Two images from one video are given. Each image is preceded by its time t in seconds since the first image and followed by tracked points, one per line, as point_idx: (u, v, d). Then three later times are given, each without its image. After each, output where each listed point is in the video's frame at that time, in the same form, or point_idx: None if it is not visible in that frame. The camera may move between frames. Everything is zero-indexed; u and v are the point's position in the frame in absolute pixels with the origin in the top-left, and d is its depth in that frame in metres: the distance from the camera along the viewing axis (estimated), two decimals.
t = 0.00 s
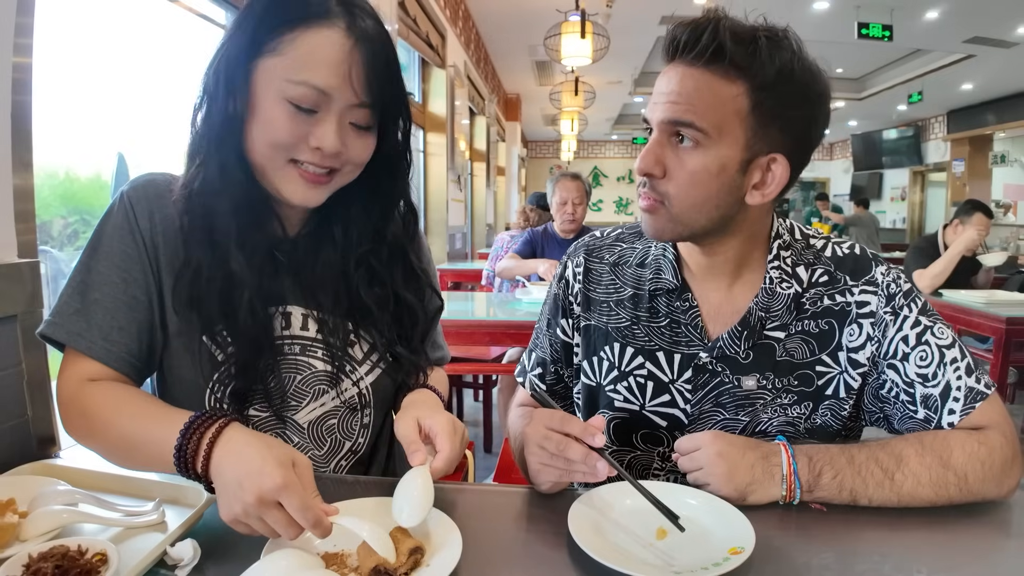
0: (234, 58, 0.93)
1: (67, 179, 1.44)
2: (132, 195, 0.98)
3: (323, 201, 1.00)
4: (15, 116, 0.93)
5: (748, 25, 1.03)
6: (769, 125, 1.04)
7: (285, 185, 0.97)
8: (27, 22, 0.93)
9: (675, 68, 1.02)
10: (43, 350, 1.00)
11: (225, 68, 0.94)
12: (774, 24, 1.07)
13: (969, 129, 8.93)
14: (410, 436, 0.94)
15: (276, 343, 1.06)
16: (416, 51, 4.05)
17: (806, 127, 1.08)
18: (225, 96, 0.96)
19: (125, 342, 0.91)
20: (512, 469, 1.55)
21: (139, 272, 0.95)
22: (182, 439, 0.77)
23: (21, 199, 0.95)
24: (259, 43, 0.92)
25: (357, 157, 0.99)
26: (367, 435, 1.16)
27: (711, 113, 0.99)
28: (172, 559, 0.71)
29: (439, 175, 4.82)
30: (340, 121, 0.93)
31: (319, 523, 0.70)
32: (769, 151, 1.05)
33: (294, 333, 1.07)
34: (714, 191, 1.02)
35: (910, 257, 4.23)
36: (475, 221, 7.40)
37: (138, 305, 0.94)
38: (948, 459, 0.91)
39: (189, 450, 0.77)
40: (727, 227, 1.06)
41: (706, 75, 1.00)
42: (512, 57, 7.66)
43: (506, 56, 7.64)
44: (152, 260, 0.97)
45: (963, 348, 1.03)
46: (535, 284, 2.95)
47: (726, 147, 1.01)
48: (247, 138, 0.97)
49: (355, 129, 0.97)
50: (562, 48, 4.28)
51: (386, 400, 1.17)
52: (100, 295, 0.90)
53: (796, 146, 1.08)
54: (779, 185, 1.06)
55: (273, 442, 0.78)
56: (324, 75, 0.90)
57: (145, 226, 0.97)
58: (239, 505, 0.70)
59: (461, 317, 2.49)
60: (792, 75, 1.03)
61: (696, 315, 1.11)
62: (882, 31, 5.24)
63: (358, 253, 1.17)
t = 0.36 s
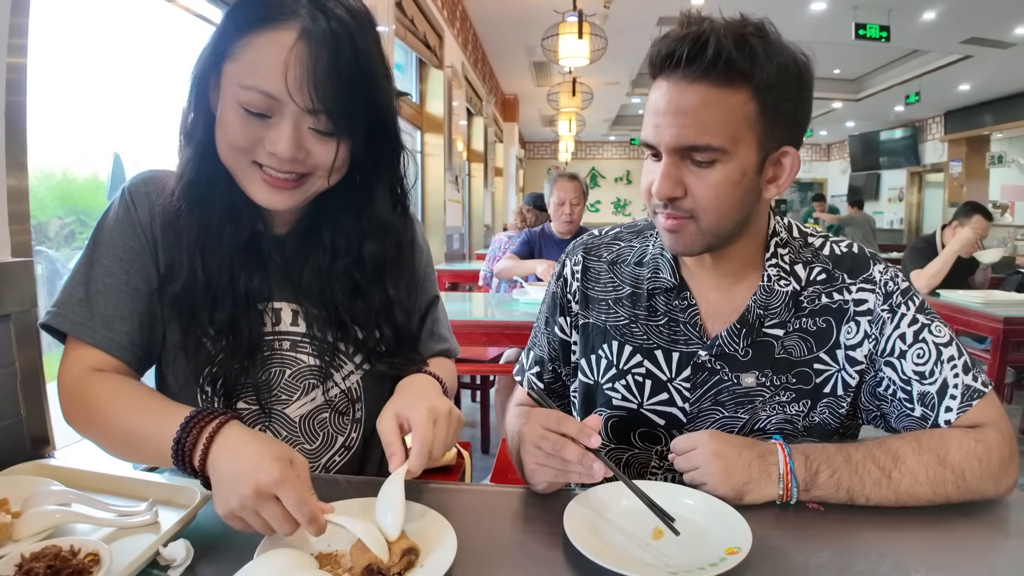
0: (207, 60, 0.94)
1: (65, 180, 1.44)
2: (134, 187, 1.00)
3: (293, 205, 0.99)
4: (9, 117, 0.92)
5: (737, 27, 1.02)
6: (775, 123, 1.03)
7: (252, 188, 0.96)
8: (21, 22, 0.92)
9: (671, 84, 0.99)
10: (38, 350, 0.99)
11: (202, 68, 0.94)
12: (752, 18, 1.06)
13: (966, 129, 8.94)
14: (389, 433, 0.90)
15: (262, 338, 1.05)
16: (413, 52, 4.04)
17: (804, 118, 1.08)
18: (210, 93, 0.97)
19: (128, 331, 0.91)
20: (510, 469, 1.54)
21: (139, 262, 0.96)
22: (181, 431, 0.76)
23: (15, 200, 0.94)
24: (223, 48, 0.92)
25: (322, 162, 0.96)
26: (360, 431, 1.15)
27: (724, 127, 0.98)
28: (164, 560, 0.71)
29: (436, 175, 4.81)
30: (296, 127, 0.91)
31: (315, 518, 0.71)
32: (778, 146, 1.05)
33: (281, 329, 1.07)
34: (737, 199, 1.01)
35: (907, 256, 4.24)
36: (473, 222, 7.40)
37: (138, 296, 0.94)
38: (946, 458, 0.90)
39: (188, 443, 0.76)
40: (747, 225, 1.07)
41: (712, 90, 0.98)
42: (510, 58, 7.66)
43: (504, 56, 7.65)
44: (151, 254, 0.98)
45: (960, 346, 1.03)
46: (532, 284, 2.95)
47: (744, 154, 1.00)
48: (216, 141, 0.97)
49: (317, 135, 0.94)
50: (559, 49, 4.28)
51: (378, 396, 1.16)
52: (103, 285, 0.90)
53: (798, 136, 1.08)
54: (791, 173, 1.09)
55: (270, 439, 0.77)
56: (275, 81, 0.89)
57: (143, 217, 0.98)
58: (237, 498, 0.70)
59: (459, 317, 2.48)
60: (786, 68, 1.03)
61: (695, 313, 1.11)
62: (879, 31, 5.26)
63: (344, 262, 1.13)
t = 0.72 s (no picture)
0: (206, 58, 0.93)
1: (63, 181, 1.44)
2: (133, 189, 0.99)
3: (298, 203, 0.99)
4: (7, 117, 0.92)
5: (731, 28, 1.02)
6: (773, 124, 1.04)
7: (256, 187, 0.96)
8: (19, 22, 0.92)
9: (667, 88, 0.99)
10: (35, 351, 0.99)
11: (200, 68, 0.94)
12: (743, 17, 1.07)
13: (964, 130, 8.96)
14: (383, 437, 0.89)
15: (266, 339, 1.05)
16: (412, 52, 4.04)
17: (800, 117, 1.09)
18: (209, 96, 0.97)
19: (122, 335, 0.91)
20: (508, 470, 1.54)
21: (137, 264, 0.95)
22: (171, 431, 0.77)
23: (12, 201, 0.93)
24: (223, 49, 0.92)
25: (327, 160, 0.96)
26: (363, 432, 1.15)
27: (721, 132, 0.98)
28: (163, 560, 0.70)
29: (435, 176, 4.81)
30: (301, 126, 0.91)
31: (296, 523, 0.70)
32: (776, 147, 1.05)
33: (284, 330, 1.07)
34: (736, 202, 1.01)
35: (906, 257, 4.25)
36: (472, 223, 7.40)
37: (136, 298, 0.94)
38: (945, 459, 0.90)
39: (178, 446, 0.76)
40: (747, 227, 1.07)
41: (709, 94, 0.97)
42: (509, 59, 7.67)
43: (503, 57, 7.65)
44: (151, 256, 0.98)
45: (959, 346, 1.03)
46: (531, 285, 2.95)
47: (742, 157, 1.00)
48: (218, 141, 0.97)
49: (322, 133, 0.94)
50: (558, 50, 4.27)
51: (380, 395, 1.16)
52: (99, 289, 0.90)
53: (793, 134, 1.08)
54: (789, 173, 1.09)
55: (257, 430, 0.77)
56: (280, 81, 0.89)
57: (140, 218, 0.97)
58: (231, 493, 0.70)
59: (457, 318, 2.48)
60: (781, 68, 1.03)
61: (691, 316, 1.11)
62: (878, 32, 5.27)
63: (346, 258, 1.13)
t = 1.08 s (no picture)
0: (220, 65, 0.94)
1: (62, 182, 1.44)
2: (139, 189, 0.99)
3: (310, 205, 0.99)
4: (7, 118, 0.92)
5: (729, 31, 1.02)
6: (771, 126, 1.04)
7: (268, 188, 0.96)
8: (19, 23, 0.92)
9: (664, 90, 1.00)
10: (35, 352, 0.99)
11: (214, 74, 0.95)
12: (741, 20, 1.07)
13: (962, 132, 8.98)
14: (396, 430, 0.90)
15: (273, 336, 1.06)
16: (411, 54, 4.05)
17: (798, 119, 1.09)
18: (223, 101, 0.97)
19: (128, 331, 0.91)
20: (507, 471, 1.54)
21: (144, 263, 0.95)
22: (180, 430, 0.76)
23: (12, 202, 0.93)
24: (237, 53, 0.92)
25: (340, 161, 0.97)
26: (365, 432, 1.15)
27: (720, 134, 0.98)
28: (163, 561, 0.70)
29: (434, 177, 4.82)
30: (315, 127, 0.91)
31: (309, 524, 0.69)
32: (774, 150, 1.05)
33: (291, 327, 1.08)
34: (734, 204, 1.02)
35: (904, 257, 4.27)
36: (470, 224, 7.41)
37: (141, 296, 0.93)
38: (944, 460, 0.91)
39: (187, 441, 0.76)
40: (745, 229, 1.07)
41: (707, 96, 0.98)
42: (507, 60, 7.68)
43: (501, 58, 7.66)
44: (156, 255, 0.97)
45: (958, 348, 1.03)
46: (529, 286, 2.96)
47: (740, 159, 1.00)
48: (232, 143, 0.97)
49: (336, 134, 0.95)
50: (557, 51, 4.27)
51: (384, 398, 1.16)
52: (107, 287, 0.90)
53: (790, 137, 1.09)
54: (788, 175, 1.09)
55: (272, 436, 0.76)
56: (297, 84, 0.89)
57: (147, 218, 0.97)
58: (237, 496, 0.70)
59: (456, 319, 2.49)
60: (780, 70, 1.03)
61: (690, 317, 1.11)
62: (875, 34, 5.29)
63: (354, 259, 1.15)
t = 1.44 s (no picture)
0: (217, 63, 0.93)
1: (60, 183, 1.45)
2: (134, 194, 0.98)
3: (311, 205, 0.99)
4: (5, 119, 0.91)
5: (726, 28, 1.02)
6: (769, 122, 1.04)
7: (268, 189, 0.96)
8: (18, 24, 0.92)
9: (661, 88, 1.00)
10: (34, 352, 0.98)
11: (212, 70, 0.94)
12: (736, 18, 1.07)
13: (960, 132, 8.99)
14: (388, 447, 0.88)
15: (272, 340, 1.05)
16: (410, 54, 4.05)
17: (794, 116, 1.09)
18: (220, 100, 0.97)
19: (118, 340, 0.90)
20: (506, 472, 1.54)
21: (136, 271, 0.94)
22: (163, 434, 0.76)
23: (11, 203, 0.93)
24: (235, 51, 0.92)
25: (340, 161, 0.97)
26: (366, 436, 1.15)
27: (721, 129, 0.98)
28: (162, 561, 0.70)
29: (432, 177, 4.82)
30: (315, 126, 0.91)
31: (297, 522, 0.71)
32: (772, 146, 1.06)
33: (291, 330, 1.07)
34: (736, 199, 1.02)
35: (903, 257, 4.27)
36: (468, 225, 7.42)
37: (134, 304, 0.93)
38: (943, 460, 0.91)
39: (171, 445, 0.75)
40: (745, 226, 1.08)
41: (707, 92, 0.98)
42: (506, 61, 7.68)
43: (500, 59, 7.67)
44: (150, 259, 0.97)
45: (957, 348, 1.03)
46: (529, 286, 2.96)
47: (741, 154, 1.01)
48: (231, 143, 0.97)
49: (336, 133, 0.95)
50: (556, 52, 4.27)
51: (381, 399, 1.16)
52: (97, 294, 0.89)
53: (787, 134, 1.09)
54: (784, 171, 1.10)
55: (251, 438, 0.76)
56: (296, 82, 0.89)
57: (143, 224, 0.97)
58: (219, 499, 0.69)
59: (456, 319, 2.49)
60: (775, 66, 1.04)
61: (688, 318, 1.11)
62: (874, 34, 5.29)
63: (356, 259, 1.15)
